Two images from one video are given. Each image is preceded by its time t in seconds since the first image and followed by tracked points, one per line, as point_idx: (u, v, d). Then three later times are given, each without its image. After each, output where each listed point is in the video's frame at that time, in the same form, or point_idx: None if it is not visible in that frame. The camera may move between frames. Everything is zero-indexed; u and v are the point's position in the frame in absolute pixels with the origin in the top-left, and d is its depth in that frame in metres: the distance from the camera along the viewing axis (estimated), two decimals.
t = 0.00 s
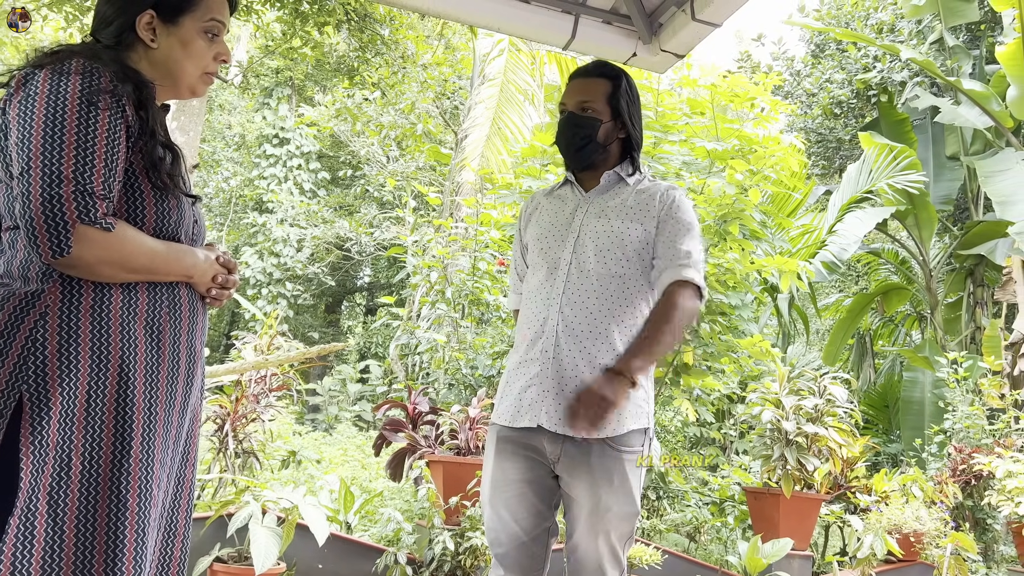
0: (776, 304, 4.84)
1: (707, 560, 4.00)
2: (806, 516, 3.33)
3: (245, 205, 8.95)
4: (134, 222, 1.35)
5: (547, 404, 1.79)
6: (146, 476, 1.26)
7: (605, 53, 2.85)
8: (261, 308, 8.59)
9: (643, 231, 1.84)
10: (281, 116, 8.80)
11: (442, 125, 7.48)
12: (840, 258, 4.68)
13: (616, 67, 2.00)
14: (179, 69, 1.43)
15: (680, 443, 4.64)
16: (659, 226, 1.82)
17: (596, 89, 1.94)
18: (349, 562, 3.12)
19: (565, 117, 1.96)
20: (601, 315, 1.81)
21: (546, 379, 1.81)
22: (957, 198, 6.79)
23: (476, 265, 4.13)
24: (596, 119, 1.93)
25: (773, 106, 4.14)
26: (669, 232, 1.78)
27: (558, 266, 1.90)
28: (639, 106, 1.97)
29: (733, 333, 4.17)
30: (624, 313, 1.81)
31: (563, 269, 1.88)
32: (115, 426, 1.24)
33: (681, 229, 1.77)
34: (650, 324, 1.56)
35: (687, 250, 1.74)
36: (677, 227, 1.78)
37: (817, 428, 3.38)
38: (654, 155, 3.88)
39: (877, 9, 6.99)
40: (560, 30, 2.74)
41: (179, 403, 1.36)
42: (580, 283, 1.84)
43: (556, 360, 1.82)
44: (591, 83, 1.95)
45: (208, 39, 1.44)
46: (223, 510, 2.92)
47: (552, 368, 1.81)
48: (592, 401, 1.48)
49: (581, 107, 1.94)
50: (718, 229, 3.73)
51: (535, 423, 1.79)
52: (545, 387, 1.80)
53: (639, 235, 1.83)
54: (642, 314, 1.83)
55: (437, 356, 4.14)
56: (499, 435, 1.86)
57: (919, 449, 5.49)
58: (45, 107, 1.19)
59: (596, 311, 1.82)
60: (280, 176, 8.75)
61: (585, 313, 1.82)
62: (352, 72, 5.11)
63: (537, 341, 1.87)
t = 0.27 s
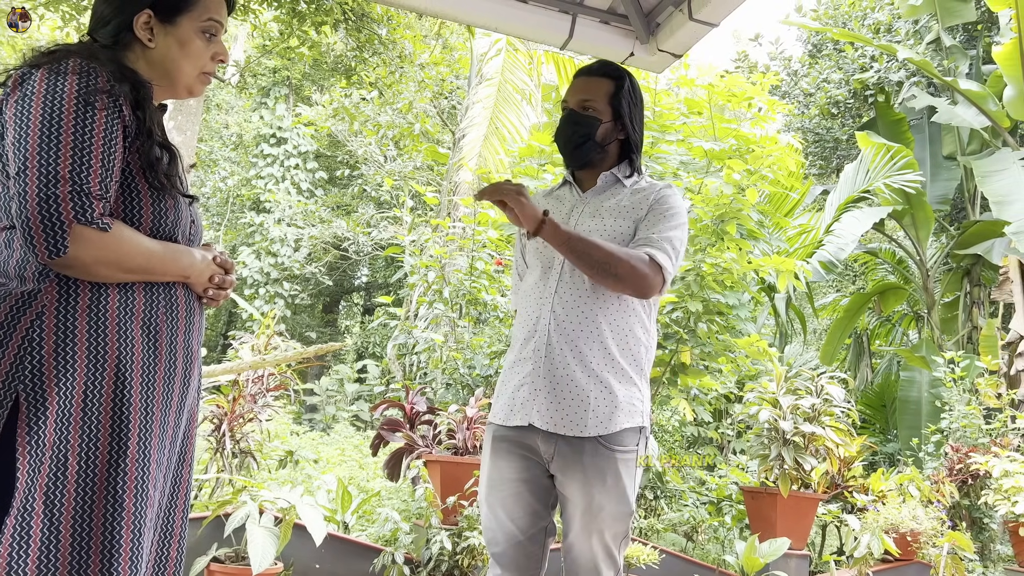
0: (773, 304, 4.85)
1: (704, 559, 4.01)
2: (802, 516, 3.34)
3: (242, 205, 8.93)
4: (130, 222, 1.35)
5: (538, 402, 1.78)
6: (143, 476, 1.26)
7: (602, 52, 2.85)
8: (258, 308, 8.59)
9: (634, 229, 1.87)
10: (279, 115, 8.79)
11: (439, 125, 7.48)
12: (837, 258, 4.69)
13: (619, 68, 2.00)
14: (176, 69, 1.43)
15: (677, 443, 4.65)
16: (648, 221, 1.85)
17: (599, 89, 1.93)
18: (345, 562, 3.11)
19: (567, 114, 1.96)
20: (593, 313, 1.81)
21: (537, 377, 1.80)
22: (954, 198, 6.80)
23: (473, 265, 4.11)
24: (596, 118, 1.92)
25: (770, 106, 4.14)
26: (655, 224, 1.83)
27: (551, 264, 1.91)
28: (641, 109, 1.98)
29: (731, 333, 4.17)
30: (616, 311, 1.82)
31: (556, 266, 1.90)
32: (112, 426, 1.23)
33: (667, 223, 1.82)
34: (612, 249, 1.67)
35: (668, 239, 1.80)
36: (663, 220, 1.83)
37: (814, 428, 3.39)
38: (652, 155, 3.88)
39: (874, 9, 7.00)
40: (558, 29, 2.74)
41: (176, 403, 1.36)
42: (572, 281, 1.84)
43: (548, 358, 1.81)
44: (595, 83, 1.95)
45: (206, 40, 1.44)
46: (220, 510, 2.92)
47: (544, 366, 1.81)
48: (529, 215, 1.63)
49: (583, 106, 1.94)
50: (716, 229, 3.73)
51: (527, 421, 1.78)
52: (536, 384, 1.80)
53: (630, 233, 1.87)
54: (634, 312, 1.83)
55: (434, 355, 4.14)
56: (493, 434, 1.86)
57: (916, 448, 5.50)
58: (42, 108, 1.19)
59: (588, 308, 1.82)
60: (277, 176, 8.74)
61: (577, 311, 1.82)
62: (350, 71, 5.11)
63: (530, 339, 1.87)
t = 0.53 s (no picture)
0: (772, 304, 4.86)
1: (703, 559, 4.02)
2: (800, 515, 3.34)
3: (240, 205, 8.92)
4: (129, 222, 1.35)
5: (531, 403, 1.79)
6: (141, 476, 1.26)
7: (601, 52, 2.85)
8: (256, 307, 8.59)
9: (628, 228, 1.87)
10: (277, 115, 8.79)
11: (437, 125, 7.48)
12: (835, 257, 4.69)
13: (614, 67, 2.00)
14: (175, 68, 1.42)
15: (675, 443, 4.65)
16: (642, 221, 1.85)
17: (593, 88, 1.94)
18: (344, 562, 3.11)
19: (561, 113, 1.96)
20: (586, 312, 1.81)
21: (531, 376, 1.81)
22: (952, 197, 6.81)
23: (471, 265, 4.11)
24: (591, 117, 1.93)
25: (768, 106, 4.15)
26: (649, 225, 1.83)
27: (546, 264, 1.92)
28: (636, 108, 1.98)
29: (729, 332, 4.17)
30: (609, 310, 1.82)
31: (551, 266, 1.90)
32: (111, 426, 1.23)
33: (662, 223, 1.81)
34: (605, 257, 1.69)
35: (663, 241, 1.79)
36: (658, 222, 1.82)
37: (812, 427, 3.39)
38: (650, 155, 3.88)
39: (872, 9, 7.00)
40: (556, 29, 2.74)
41: (174, 403, 1.36)
42: (565, 282, 1.85)
43: (542, 358, 1.82)
44: (589, 82, 1.95)
45: (205, 40, 1.44)
46: (219, 510, 2.92)
47: (537, 365, 1.81)
48: (521, 228, 1.68)
49: (577, 105, 1.94)
50: (714, 228, 3.73)
51: (521, 421, 1.79)
52: (530, 384, 1.80)
53: (624, 234, 1.87)
54: (628, 311, 1.83)
55: (432, 355, 4.14)
56: (489, 433, 1.86)
57: (914, 448, 5.51)
58: (40, 108, 1.19)
59: (582, 308, 1.82)
60: (276, 176, 8.73)
61: (571, 310, 1.82)
62: (348, 71, 5.10)
63: (526, 339, 1.88)
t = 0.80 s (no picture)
0: (771, 304, 4.86)
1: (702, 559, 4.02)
2: (800, 515, 3.34)
3: (240, 204, 8.91)
4: (129, 223, 1.35)
5: (534, 404, 1.79)
6: (141, 476, 1.25)
7: (601, 51, 2.85)
8: (255, 307, 8.59)
9: (628, 228, 1.87)
10: (276, 115, 8.79)
11: (437, 125, 7.48)
12: (835, 257, 4.69)
13: (608, 66, 2.00)
14: (175, 68, 1.42)
15: (675, 442, 4.65)
16: (641, 221, 1.85)
17: (587, 88, 1.93)
18: (344, 562, 3.11)
19: (556, 114, 1.96)
20: (587, 313, 1.81)
21: (532, 377, 1.81)
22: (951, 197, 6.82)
23: (471, 264, 4.12)
24: (585, 116, 1.92)
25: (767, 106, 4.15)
26: (649, 225, 1.83)
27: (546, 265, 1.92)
28: (631, 107, 1.98)
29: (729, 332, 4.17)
30: (610, 310, 1.82)
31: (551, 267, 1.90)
32: (110, 426, 1.23)
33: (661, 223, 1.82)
34: (605, 256, 1.69)
35: (663, 242, 1.79)
36: (658, 221, 1.82)
37: (811, 427, 3.40)
38: (649, 155, 3.89)
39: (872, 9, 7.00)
40: (555, 28, 2.74)
41: (174, 403, 1.36)
42: (566, 282, 1.85)
43: (543, 359, 1.82)
44: (583, 82, 1.95)
45: (205, 40, 1.44)
46: (218, 510, 2.92)
47: (538, 366, 1.81)
48: (522, 228, 1.67)
49: (572, 106, 1.94)
50: (714, 229, 3.74)
51: (523, 422, 1.79)
52: (531, 386, 1.80)
53: (624, 234, 1.87)
54: (628, 311, 1.83)
55: (432, 355, 4.14)
56: (490, 434, 1.86)
57: (913, 447, 5.51)
58: (40, 108, 1.19)
59: (583, 308, 1.81)
60: (275, 176, 8.73)
61: (572, 311, 1.82)
62: (347, 71, 5.10)
63: (526, 340, 1.87)
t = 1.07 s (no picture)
0: (771, 304, 4.86)
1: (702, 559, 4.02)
2: (800, 516, 3.34)
3: (240, 205, 8.91)
4: (130, 223, 1.35)
5: (538, 406, 1.78)
6: (142, 477, 1.25)
7: (601, 51, 2.85)
8: (255, 307, 8.59)
9: (627, 229, 1.87)
10: (277, 115, 8.78)
11: (437, 125, 7.49)
12: (835, 258, 4.69)
13: (600, 65, 1.99)
14: (176, 68, 1.42)
15: (675, 443, 4.65)
16: (640, 222, 1.85)
17: (579, 88, 1.93)
18: (345, 562, 3.11)
19: (549, 116, 1.96)
20: (589, 314, 1.81)
21: (535, 380, 1.80)
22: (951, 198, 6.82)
23: (471, 265, 4.13)
24: (579, 118, 1.92)
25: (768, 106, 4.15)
26: (648, 226, 1.83)
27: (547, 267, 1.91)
28: (624, 106, 1.97)
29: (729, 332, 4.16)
30: (612, 311, 1.82)
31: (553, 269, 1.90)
32: (112, 427, 1.23)
33: (660, 223, 1.82)
34: (610, 261, 1.69)
35: (664, 242, 1.80)
36: (657, 221, 1.83)
37: (811, 427, 3.40)
38: (650, 155, 3.89)
39: (872, 10, 7.01)
40: (556, 29, 2.74)
41: (175, 403, 1.36)
42: (569, 284, 1.84)
43: (545, 361, 1.81)
44: (576, 82, 1.95)
45: (206, 39, 1.44)
46: (218, 510, 2.92)
47: (541, 368, 1.81)
48: (530, 237, 1.66)
49: (565, 107, 1.94)
50: (714, 229, 3.74)
51: (526, 425, 1.79)
52: (534, 388, 1.80)
53: (626, 235, 1.87)
54: (630, 311, 1.83)
55: (432, 355, 4.14)
56: (492, 435, 1.86)
57: (914, 448, 5.51)
58: (42, 108, 1.18)
59: (585, 310, 1.81)
60: (275, 176, 8.73)
61: (574, 313, 1.82)
62: (348, 71, 5.10)
63: (527, 342, 1.87)
